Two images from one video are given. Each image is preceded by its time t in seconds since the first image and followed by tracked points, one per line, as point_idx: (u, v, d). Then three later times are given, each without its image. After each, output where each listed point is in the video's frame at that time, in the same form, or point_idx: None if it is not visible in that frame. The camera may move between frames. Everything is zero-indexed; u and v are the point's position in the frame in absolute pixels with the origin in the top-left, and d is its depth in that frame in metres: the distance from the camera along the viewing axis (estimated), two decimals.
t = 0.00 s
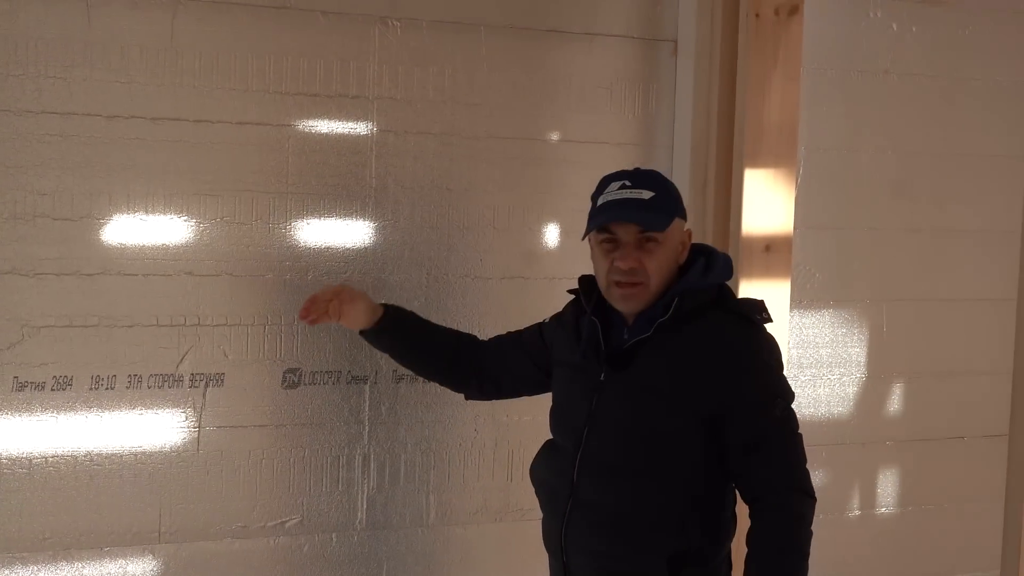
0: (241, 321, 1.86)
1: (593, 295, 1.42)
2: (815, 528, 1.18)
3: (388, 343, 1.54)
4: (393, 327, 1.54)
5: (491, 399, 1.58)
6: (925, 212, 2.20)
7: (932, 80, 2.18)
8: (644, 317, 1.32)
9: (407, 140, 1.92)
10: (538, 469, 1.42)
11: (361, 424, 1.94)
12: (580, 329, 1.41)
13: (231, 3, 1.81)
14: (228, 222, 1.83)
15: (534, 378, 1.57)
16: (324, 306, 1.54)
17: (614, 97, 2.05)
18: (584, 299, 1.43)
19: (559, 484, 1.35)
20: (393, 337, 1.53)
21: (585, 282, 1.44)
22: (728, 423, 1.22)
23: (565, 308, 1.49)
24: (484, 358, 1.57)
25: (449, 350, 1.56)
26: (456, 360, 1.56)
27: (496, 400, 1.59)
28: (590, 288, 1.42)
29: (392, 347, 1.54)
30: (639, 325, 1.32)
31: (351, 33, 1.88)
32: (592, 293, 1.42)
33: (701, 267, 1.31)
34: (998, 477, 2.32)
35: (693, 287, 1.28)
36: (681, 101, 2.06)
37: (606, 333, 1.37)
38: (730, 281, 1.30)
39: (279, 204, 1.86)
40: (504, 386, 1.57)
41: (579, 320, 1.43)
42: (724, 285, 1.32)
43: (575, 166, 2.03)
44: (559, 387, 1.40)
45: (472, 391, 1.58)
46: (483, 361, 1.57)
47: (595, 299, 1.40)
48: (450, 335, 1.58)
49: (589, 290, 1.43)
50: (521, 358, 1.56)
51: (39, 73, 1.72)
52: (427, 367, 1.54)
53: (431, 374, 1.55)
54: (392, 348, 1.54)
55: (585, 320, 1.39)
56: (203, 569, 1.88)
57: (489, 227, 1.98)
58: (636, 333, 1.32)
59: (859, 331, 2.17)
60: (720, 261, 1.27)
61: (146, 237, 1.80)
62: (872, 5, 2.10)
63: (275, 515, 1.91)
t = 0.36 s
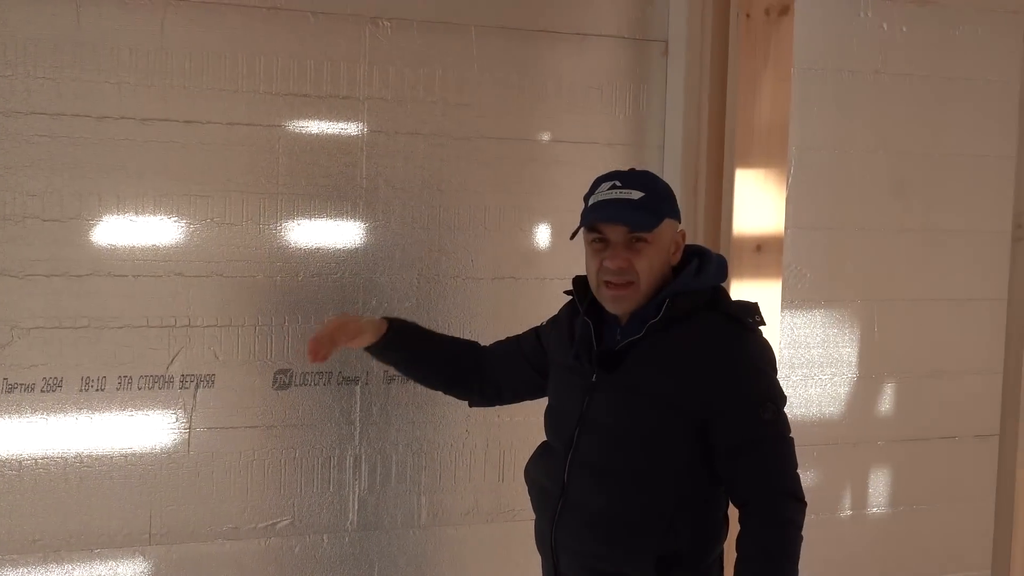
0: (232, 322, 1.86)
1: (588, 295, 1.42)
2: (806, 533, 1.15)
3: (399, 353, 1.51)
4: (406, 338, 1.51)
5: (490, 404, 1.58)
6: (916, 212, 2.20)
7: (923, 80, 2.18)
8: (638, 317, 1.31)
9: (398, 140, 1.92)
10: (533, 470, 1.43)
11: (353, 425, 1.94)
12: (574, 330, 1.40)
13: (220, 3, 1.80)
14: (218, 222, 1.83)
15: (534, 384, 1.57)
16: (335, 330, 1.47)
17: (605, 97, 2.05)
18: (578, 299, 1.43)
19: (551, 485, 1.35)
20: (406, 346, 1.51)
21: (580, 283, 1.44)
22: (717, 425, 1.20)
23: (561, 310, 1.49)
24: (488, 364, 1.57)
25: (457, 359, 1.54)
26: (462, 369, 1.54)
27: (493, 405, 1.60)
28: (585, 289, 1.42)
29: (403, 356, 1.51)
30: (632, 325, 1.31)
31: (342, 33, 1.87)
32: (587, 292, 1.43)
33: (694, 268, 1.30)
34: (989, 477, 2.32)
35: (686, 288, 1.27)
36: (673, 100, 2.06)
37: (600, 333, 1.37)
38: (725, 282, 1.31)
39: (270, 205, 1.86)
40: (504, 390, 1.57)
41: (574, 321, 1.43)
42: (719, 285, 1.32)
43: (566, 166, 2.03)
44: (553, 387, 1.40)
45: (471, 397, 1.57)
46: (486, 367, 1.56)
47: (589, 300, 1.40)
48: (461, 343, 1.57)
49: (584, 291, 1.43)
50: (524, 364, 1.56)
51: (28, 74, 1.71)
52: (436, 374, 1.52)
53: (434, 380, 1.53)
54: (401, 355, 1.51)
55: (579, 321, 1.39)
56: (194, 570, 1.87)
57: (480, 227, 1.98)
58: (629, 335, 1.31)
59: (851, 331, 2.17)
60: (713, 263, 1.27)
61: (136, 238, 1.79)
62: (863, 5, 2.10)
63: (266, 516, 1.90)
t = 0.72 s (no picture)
0: (225, 322, 1.85)
1: (583, 293, 1.42)
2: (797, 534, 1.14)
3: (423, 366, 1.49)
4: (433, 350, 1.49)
5: (497, 429, 1.55)
6: (909, 212, 2.21)
7: (916, 80, 2.18)
8: (632, 317, 1.30)
9: (391, 140, 1.92)
10: (527, 470, 1.42)
11: (346, 425, 1.94)
12: (568, 329, 1.40)
13: (213, 2, 1.80)
14: (211, 222, 1.83)
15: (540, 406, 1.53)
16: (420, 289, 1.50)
17: (598, 97, 2.05)
18: (574, 299, 1.42)
19: (545, 483, 1.35)
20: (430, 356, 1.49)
21: (575, 282, 1.43)
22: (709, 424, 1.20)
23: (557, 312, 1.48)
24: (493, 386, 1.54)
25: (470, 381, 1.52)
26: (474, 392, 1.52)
27: (501, 430, 1.56)
28: (580, 287, 1.42)
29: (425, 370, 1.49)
30: (626, 325, 1.30)
31: (335, 33, 1.87)
32: (582, 292, 1.42)
33: (689, 269, 1.30)
34: (982, 476, 2.32)
35: (680, 288, 1.27)
36: (666, 101, 2.06)
37: (594, 333, 1.37)
38: (719, 282, 1.29)
39: (263, 205, 1.85)
40: (508, 413, 1.53)
41: (569, 320, 1.42)
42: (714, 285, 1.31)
43: (560, 166, 2.03)
44: (548, 387, 1.40)
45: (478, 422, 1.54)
46: (491, 389, 1.54)
47: (583, 299, 1.40)
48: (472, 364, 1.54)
49: (580, 289, 1.43)
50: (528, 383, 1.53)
51: (20, 73, 1.71)
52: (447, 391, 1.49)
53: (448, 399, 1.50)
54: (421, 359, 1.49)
55: (573, 320, 1.39)
56: (187, 571, 1.87)
57: (473, 227, 1.98)
58: (622, 334, 1.30)
59: (844, 330, 2.17)
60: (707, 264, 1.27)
61: (130, 237, 1.79)
62: (856, 5, 2.11)
63: (259, 516, 1.90)
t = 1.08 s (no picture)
0: (221, 318, 1.85)
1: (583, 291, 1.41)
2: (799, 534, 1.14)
3: (451, 486, 1.38)
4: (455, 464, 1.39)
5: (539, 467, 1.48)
6: (905, 207, 2.21)
7: (912, 75, 2.18)
8: (637, 316, 1.30)
9: (387, 136, 1.91)
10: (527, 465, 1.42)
11: (343, 421, 1.94)
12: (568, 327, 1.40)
13: None
14: (207, 218, 1.82)
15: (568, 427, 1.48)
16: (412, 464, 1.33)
17: (594, 93, 2.05)
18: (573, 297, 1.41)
19: (546, 480, 1.34)
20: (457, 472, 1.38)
21: (574, 280, 1.43)
22: (712, 424, 1.19)
23: (555, 310, 1.47)
24: (517, 428, 1.47)
25: (499, 445, 1.44)
26: (506, 452, 1.44)
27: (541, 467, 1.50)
28: (579, 285, 1.41)
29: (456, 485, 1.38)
30: (629, 323, 1.31)
31: (331, 28, 1.87)
32: (581, 290, 1.41)
33: (693, 268, 1.29)
34: (978, 471, 2.33)
35: (684, 287, 1.26)
36: (662, 96, 2.06)
37: (595, 330, 1.36)
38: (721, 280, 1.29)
39: (258, 200, 1.85)
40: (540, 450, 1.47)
41: (568, 318, 1.42)
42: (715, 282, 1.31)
43: (556, 161, 2.03)
44: (549, 383, 1.39)
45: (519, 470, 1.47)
46: (516, 434, 1.46)
47: (583, 296, 1.39)
48: (488, 436, 1.45)
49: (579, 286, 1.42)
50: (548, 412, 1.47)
51: (14, 69, 1.70)
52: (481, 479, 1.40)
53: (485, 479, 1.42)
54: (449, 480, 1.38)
55: (574, 317, 1.38)
56: (183, 567, 1.87)
57: (469, 223, 1.98)
58: (626, 331, 1.30)
59: (840, 326, 2.17)
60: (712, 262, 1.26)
61: (125, 233, 1.78)
62: None
63: (255, 513, 1.90)
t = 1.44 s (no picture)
0: (218, 313, 1.85)
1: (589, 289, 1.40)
2: (801, 538, 1.14)
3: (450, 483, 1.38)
4: (456, 461, 1.38)
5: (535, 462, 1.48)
6: (901, 203, 2.21)
7: (908, 71, 2.18)
8: (643, 314, 1.29)
9: (384, 131, 1.91)
10: (528, 463, 1.42)
11: (340, 416, 1.94)
12: (573, 324, 1.39)
13: None
14: (203, 214, 1.82)
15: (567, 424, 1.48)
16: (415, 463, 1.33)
17: (591, 88, 2.05)
18: (578, 294, 1.41)
19: (548, 478, 1.34)
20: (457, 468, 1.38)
21: (579, 277, 1.43)
22: (717, 426, 1.19)
23: (560, 306, 1.47)
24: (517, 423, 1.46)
25: (499, 440, 1.43)
26: (505, 447, 1.44)
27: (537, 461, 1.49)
28: (584, 282, 1.41)
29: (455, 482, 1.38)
30: (635, 322, 1.29)
31: (328, 23, 1.86)
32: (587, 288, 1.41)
33: (699, 268, 1.28)
34: (974, 466, 2.33)
35: (690, 288, 1.25)
36: (659, 92, 2.06)
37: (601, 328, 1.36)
38: (728, 279, 1.28)
39: (255, 196, 1.85)
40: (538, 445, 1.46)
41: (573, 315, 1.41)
42: (722, 281, 1.30)
43: (553, 156, 2.03)
44: (552, 381, 1.39)
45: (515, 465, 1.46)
46: (515, 428, 1.46)
47: (588, 295, 1.39)
48: (489, 430, 1.44)
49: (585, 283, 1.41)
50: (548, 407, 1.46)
51: (10, 63, 1.70)
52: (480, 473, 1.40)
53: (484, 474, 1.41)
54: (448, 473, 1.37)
55: (580, 315, 1.38)
56: (180, 563, 1.87)
57: (466, 218, 1.98)
58: (632, 330, 1.29)
59: (837, 321, 2.17)
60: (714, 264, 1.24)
61: (122, 228, 1.78)
62: None
63: (253, 508, 1.90)
